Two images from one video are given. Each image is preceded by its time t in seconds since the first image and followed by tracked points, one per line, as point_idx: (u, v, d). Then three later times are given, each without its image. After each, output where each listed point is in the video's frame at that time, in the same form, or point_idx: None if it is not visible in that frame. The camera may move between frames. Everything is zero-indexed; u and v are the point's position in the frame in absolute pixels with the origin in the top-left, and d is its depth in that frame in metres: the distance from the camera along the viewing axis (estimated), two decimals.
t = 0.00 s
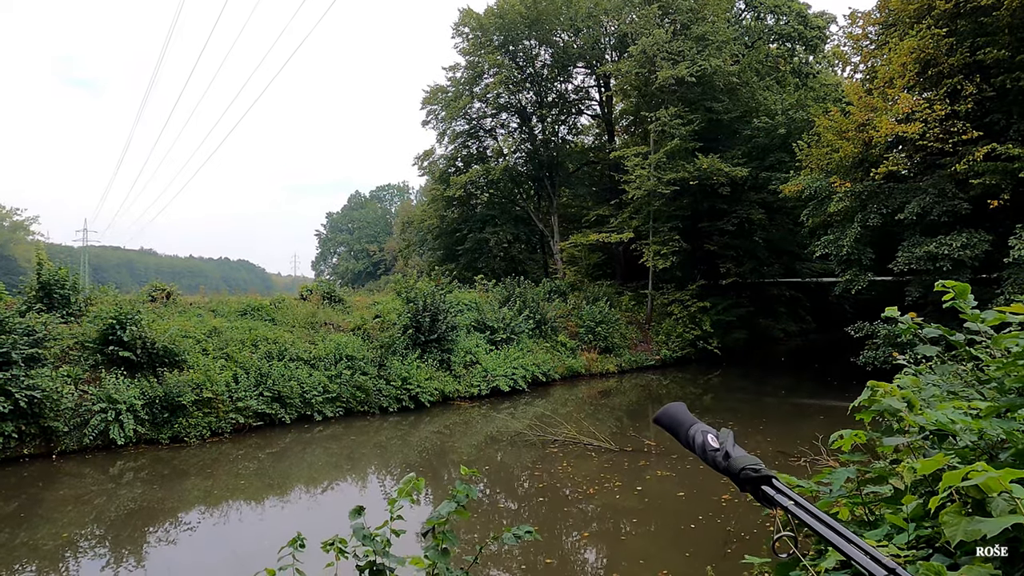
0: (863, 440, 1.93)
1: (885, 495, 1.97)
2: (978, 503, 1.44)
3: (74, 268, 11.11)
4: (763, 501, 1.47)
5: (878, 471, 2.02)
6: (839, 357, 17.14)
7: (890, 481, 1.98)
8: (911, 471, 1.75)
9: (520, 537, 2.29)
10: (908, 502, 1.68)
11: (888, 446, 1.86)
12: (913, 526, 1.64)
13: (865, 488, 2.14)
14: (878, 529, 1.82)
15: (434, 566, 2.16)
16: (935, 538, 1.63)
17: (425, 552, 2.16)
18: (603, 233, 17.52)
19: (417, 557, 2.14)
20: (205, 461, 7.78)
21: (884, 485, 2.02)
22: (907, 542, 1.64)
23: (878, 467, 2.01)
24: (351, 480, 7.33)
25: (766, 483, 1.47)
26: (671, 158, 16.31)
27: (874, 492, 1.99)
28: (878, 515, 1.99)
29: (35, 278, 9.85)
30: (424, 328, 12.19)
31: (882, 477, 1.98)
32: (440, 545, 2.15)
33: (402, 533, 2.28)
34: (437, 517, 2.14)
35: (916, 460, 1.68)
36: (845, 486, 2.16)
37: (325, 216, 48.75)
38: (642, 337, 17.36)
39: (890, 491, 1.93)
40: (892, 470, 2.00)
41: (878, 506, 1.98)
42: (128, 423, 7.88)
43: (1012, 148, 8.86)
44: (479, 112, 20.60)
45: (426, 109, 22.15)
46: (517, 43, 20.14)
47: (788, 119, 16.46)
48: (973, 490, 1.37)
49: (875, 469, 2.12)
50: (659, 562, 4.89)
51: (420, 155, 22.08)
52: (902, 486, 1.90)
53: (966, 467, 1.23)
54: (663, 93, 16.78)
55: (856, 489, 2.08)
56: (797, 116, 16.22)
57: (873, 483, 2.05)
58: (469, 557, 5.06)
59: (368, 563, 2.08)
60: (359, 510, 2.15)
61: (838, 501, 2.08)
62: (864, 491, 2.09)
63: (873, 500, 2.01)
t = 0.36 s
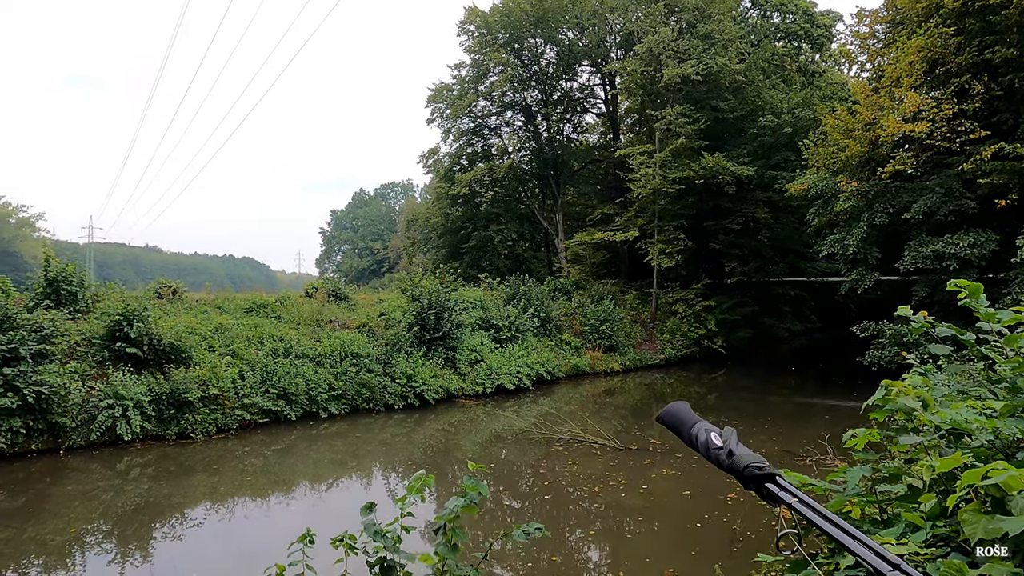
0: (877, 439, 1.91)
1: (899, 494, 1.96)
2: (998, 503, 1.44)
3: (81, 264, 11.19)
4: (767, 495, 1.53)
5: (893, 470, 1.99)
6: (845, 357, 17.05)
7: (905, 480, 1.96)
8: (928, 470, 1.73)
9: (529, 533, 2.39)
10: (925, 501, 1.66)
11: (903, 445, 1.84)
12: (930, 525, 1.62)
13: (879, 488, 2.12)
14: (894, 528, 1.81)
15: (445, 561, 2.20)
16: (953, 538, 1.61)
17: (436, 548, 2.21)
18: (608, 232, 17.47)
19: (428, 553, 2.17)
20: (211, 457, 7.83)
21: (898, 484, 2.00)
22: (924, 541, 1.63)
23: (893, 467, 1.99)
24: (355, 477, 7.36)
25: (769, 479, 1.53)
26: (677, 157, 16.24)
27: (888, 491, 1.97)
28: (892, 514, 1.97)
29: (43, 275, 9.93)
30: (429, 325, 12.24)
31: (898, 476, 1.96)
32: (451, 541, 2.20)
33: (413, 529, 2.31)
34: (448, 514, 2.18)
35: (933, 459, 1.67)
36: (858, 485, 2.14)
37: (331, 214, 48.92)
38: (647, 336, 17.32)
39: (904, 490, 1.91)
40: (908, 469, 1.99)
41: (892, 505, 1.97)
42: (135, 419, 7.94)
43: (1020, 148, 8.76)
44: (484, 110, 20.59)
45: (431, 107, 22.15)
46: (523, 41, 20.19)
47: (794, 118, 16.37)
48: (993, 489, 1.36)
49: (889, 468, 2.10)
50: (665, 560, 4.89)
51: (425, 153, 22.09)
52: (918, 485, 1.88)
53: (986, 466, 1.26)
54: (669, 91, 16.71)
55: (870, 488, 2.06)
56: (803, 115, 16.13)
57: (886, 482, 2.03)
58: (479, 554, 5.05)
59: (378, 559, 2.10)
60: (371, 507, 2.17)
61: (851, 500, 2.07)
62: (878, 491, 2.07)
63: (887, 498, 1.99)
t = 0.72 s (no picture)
0: (899, 437, 1.89)
1: (921, 492, 1.93)
2: None
3: (99, 261, 11.38)
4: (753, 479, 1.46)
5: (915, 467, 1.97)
6: (860, 355, 16.82)
7: (927, 478, 1.94)
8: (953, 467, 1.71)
9: (548, 530, 2.45)
10: (951, 500, 1.64)
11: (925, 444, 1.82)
12: (955, 523, 1.59)
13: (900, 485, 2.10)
14: (915, 524, 1.79)
15: (463, 555, 2.24)
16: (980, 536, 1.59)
17: (454, 543, 2.25)
18: (620, 229, 17.38)
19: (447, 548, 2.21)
20: (226, 451, 7.95)
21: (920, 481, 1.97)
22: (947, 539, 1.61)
23: (915, 464, 1.96)
24: (368, 473, 7.42)
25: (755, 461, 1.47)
26: (690, 154, 16.09)
27: (909, 488, 1.95)
28: (914, 512, 1.95)
29: (61, 271, 10.12)
30: (441, 322, 12.30)
31: (919, 475, 1.94)
32: (469, 536, 2.25)
33: (431, 523, 2.34)
34: (467, 509, 2.23)
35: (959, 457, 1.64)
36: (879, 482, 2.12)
37: (343, 211, 49.23)
38: (659, 333, 17.21)
39: (926, 488, 1.89)
40: (929, 468, 1.96)
41: (914, 503, 1.94)
42: (151, 414, 8.08)
43: None
44: (496, 107, 20.55)
45: (443, 104, 22.15)
46: (535, 38, 20.07)
47: (809, 115, 16.13)
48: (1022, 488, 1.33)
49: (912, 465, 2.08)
50: (678, 557, 4.88)
51: (437, 150, 22.12)
52: (940, 482, 1.86)
53: (1015, 465, 1.23)
54: (682, 88, 16.55)
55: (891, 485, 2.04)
56: (818, 112, 15.91)
57: (908, 479, 2.01)
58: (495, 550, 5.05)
59: (397, 552, 2.13)
60: (391, 501, 2.20)
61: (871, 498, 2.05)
62: (900, 489, 2.04)
63: (908, 495, 1.97)
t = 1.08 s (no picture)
0: (928, 436, 1.83)
1: (950, 492, 1.88)
2: None
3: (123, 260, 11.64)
4: (734, 467, 1.70)
5: (944, 466, 1.91)
6: (884, 352, 16.46)
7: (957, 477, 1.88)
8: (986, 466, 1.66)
9: (569, 526, 2.46)
10: (984, 499, 1.59)
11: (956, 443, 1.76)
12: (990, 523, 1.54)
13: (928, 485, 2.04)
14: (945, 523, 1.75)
15: (486, 551, 2.26)
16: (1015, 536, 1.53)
17: (477, 538, 2.28)
18: (638, 226, 17.22)
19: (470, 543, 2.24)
20: (248, 447, 8.10)
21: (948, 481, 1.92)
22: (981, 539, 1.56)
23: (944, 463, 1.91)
24: (387, 469, 7.50)
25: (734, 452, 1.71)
26: (709, 150, 15.87)
27: (939, 487, 1.89)
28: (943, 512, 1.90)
29: (87, 269, 10.38)
30: (459, 320, 12.36)
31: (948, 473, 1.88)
32: (493, 532, 2.26)
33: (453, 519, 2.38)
34: (491, 505, 2.25)
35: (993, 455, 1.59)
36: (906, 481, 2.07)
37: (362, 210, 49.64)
38: (677, 331, 17.04)
39: (956, 487, 1.83)
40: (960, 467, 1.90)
41: (944, 503, 1.89)
42: (175, 409, 8.27)
43: None
44: (513, 104, 20.49)
45: (460, 102, 22.15)
46: (553, 35, 19.93)
47: (830, 109, 15.80)
48: None
49: (940, 464, 2.02)
50: (698, 556, 4.83)
51: (454, 148, 22.17)
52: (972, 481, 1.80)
53: None
54: (700, 84, 16.32)
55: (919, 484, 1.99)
56: (840, 107, 15.58)
57: (936, 479, 1.95)
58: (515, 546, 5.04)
59: (421, 546, 2.16)
60: (415, 496, 2.25)
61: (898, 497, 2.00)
62: (927, 489, 1.99)
63: (938, 495, 1.91)
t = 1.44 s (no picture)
0: (962, 430, 1.76)
1: (986, 488, 1.80)
2: None
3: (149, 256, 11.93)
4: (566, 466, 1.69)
5: (978, 462, 1.83)
6: (911, 346, 16.07)
7: (994, 474, 1.79)
8: None
9: (594, 521, 2.43)
10: None
11: (993, 438, 1.68)
12: None
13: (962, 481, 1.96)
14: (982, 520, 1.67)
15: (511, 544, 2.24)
16: None
17: (501, 531, 2.28)
18: (658, 220, 17.01)
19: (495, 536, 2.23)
20: (273, 440, 8.27)
21: (983, 477, 1.83)
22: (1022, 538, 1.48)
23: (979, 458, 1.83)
24: (410, 462, 7.59)
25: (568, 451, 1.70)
26: (730, 143, 15.58)
27: (973, 483, 1.81)
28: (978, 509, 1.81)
29: (115, 265, 10.67)
30: (480, 314, 12.42)
31: (983, 470, 1.80)
32: (518, 526, 2.26)
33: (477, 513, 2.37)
34: (515, 500, 2.24)
35: None
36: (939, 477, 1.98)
37: (384, 205, 50.05)
38: (699, 326, 16.84)
39: (990, 484, 1.75)
40: (995, 462, 1.82)
41: (980, 500, 1.80)
42: (202, 402, 8.47)
43: None
44: (533, 98, 20.37)
45: (480, 96, 22.08)
46: (572, 28, 19.71)
47: (855, 100, 15.39)
48: None
49: (975, 460, 1.93)
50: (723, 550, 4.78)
51: (475, 143, 22.18)
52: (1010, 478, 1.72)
53: None
54: (722, 76, 16.02)
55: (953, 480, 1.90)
56: (866, 96, 15.19)
57: (972, 475, 1.86)
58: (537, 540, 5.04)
59: (446, 538, 2.17)
60: (440, 489, 2.25)
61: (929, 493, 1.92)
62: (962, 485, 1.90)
63: (972, 492, 1.83)
